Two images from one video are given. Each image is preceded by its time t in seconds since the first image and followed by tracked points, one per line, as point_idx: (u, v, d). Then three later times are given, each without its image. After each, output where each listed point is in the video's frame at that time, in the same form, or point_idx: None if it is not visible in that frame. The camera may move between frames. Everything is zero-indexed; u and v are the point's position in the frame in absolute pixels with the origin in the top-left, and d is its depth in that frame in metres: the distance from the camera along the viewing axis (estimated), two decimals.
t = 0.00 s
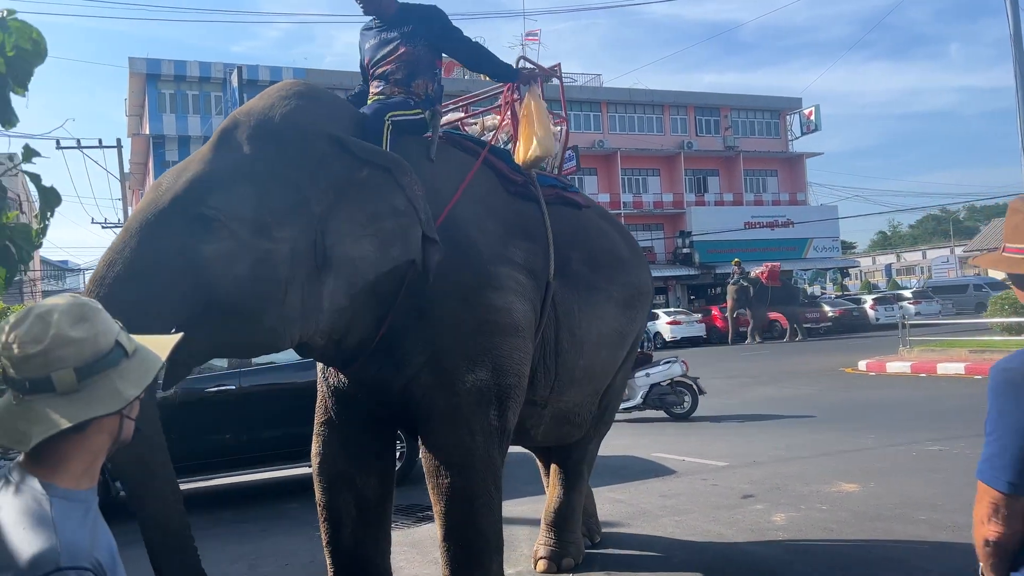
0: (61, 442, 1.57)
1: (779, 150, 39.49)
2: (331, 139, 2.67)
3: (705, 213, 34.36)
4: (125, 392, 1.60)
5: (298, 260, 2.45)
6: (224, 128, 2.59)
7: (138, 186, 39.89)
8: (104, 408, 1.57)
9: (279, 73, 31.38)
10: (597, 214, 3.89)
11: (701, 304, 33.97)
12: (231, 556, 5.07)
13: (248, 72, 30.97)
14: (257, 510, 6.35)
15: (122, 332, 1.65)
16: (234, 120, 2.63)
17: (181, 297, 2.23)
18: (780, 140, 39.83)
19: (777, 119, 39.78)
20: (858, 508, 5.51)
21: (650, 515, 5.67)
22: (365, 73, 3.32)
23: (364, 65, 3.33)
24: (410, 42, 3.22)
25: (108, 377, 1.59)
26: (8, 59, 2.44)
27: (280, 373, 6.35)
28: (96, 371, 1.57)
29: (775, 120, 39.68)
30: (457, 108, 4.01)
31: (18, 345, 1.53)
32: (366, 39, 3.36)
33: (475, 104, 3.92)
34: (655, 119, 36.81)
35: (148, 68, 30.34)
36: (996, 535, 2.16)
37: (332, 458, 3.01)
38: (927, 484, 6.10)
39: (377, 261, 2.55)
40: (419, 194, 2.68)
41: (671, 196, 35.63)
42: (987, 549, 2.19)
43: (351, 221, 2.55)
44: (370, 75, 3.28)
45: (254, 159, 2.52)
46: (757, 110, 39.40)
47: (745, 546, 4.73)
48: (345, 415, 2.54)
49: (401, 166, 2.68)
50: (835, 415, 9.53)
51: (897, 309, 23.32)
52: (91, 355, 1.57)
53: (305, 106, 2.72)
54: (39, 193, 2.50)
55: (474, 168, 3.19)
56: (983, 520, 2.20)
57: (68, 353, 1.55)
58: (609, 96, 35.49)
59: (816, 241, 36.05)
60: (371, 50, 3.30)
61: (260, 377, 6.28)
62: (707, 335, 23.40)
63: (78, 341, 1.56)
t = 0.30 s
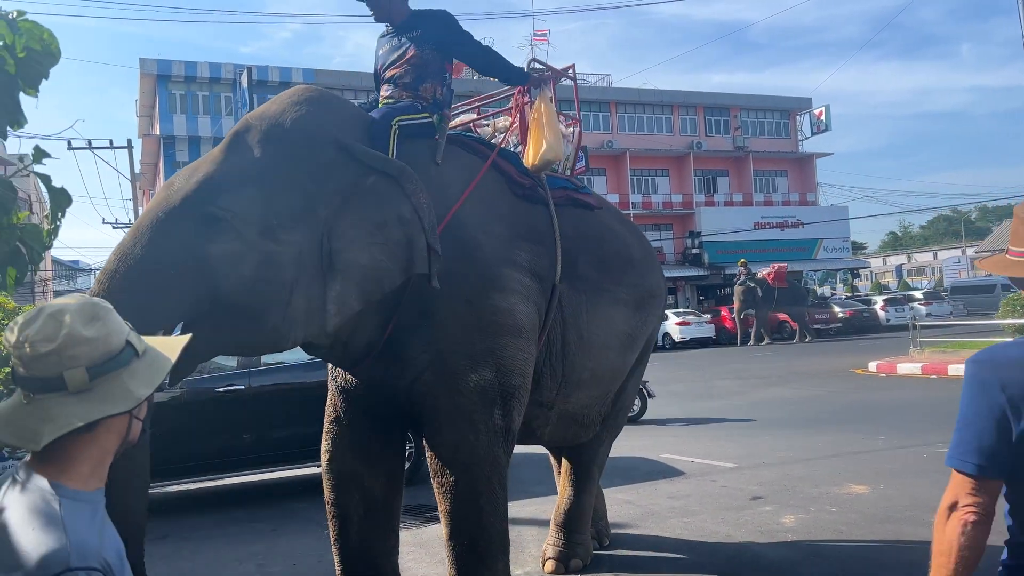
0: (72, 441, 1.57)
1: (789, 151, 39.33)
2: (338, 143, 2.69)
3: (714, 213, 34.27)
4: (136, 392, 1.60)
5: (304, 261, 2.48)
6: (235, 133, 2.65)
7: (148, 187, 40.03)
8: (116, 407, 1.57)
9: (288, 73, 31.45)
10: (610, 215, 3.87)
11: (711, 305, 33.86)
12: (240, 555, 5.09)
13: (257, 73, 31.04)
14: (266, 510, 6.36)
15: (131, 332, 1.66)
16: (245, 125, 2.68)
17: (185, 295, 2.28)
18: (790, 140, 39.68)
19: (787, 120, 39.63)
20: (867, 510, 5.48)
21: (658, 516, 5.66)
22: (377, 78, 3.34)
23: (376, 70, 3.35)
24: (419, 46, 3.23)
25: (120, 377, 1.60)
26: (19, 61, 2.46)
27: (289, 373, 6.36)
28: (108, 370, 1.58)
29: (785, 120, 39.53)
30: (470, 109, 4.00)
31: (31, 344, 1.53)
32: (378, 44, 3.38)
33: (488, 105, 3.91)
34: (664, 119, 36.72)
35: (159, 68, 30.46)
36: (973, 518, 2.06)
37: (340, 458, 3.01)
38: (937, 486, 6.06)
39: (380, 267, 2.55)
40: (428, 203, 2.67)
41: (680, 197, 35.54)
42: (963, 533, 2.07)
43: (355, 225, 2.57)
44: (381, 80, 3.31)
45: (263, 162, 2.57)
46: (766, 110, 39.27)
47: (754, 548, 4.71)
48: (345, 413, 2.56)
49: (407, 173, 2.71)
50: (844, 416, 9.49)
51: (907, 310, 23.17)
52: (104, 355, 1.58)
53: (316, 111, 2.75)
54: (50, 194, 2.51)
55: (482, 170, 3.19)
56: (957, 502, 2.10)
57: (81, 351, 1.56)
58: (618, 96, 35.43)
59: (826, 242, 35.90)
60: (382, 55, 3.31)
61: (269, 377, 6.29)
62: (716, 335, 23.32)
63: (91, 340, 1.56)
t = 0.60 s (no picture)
0: (77, 443, 1.57)
1: (796, 151, 39.21)
2: (356, 141, 2.69)
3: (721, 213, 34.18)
4: (142, 392, 1.60)
5: (318, 260, 2.48)
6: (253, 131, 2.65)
7: (155, 186, 40.12)
8: (121, 408, 1.57)
9: (296, 74, 31.47)
10: (622, 215, 3.86)
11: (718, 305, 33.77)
12: (247, 555, 5.10)
13: (265, 73, 31.11)
14: (272, 509, 6.38)
15: (136, 333, 1.66)
16: (262, 123, 2.68)
17: (201, 292, 2.30)
18: (798, 140, 39.55)
19: (794, 120, 39.50)
20: (875, 512, 5.46)
21: (665, 517, 5.64)
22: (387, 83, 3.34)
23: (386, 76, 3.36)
24: (426, 47, 3.23)
25: (125, 377, 1.60)
26: (28, 60, 2.46)
27: (294, 373, 6.33)
28: (114, 370, 1.58)
29: (792, 120, 39.40)
30: (483, 109, 3.98)
31: (36, 345, 1.53)
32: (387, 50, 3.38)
33: (501, 105, 3.91)
34: (671, 120, 36.64)
35: (167, 69, 30.55)
36: (951, 504, 2.08)
37: (351, 457, 3.01)
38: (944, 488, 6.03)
39: (395, 266, 2.54)
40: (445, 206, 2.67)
41: (687, 197, 35.46)
42: (942, 519, 2.09)
43: (372, 224, 2.56)
44: (391, 83, 3.30)
45: (280, 161, 2.57)
46: (774, 111, 39.14)
47: (761, 548, 4.69)
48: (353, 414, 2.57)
49: (425, 172, 2.70)
50: (852, 418, 9.45)
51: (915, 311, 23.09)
52: (109, 355, 1.58)
53: (334, 110, 2.76)
54: (60, 192, 2.50)
55: (494, 171, 3.18)
56: (937, 492, 2.12)
57: (87, 351, 1.55)
58: (625, 96, 35.38)
59: (834, 243, 35.77)
60: (391, 59, 3.31)
61: (274, 377, 6.28)
62: (723, 336, 23.26)
63: (97, 340, 1.56)
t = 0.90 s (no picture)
0: (85, 444, 1.58)
1: (802, 152, 39.11)
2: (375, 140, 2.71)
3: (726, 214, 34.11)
4: (150, 394, 1.61)
5: (335, 258, 2.51)
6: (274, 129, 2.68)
7: (160, 186, 40.18)
8: (129, 410, 1.58)
9: (301, 75, 31.44)
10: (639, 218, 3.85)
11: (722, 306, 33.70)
12: (251, 554, 5.11)
13: (270, 74, 31.14)
14: (278, 509, 6.39)
15: (145, 334, 1.67)
16: (284, 121, 2.71)
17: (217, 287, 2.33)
18: (803, 141, 39.45)
19: (800, 121, 39.40)
20: (881, 515, 5.44)
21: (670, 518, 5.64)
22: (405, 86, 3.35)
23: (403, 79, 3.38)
24: (441, 50, 3.23)
25: (132, 379, 1.60)
26: (38, 60, 2.47)
27: (300, 374, 6.33)
28: (122, 371, 1.58)
29: (798, 121, 39.30)
30: (504, 110, 3.96)
31: (45, 345, 1.54)
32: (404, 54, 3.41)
33: (521, 107, 3.89)
34: (676, 120, 36.55)
35: (172, 69, 30.60)
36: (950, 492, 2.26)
37: (365, 456, 3.02)
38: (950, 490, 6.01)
39: (414, 264, 2.55)
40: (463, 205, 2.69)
41: (692, 198, 35.40)
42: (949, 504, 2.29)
43: (389, 222, 2.59)
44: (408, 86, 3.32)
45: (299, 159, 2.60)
46: (779, 111, 39.04)
47: (766, 550, 4.68)
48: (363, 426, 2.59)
49: (443, 172, 2.71)
50: (856, 419, 9.43)
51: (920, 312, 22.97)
52: (117, 356, 1.58)
53: (354, 109, 2.77)
54: (68, 192, 2.52)
55: (512, 174, 3.17)
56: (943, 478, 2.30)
57: (94, 352, 1.56)
58: (630, 97, 35.34)
59: (839, 244, 35.67)
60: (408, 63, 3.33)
61: (280, 377, 6.29)
62: (728, 337, 23.20)
63: (105, 341, 1.56)
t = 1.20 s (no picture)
0: (92, 444, 1.57)
1: (806, 153, 39.02)
2: (399, 136, 2.73)
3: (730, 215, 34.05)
4: (157, 394, 1.60)
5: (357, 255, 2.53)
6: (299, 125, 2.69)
7: (165, 186, 40.21)
8: (135, 410, 1.57)
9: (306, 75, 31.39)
10: (664, 210, 3.83)
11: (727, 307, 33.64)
12: (256, 554, 5.11)
13: (275, 74, 31.14)
14: (283, 509, 6.39)
15: (152, 332, 1.66)
16: (308, 117, 2.72)
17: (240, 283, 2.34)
18: (808, 142, 39.36)
19: (805, 121, 39.30)
20: (887, 516, 5.42)
21: (676, 520, 5.62)
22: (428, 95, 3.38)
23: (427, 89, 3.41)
24: (457, 53, 3.26)
25: (139, 378, 1.59)
26: (44, 59, 2.47)
27: (305, 374, 6.37)
28: (128, 371, 1.58)
29: (803, 122, 39.20)
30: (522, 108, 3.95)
31: (50, 345, 1.53)
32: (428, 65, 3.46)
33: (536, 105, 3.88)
34: (681, 121, 36.43)
35: (178, 70, 30.63)
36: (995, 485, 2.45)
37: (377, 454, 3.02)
38: (956, 492, 5.98)
39: (438, 258, 2.60)
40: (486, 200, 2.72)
41: (697, 199, 35.34)
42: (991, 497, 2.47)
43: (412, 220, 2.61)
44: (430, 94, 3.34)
45: (324, 155, 2.60)
46: (784, 112, 38.95)
47: (772, 550, 4.67)
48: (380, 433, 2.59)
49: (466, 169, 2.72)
50: (861, 421, 9.40)
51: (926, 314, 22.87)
52: (123, 356, 1.57)
53: (378, 106, 2.77)
54: (75, 192, 2.52)
55: (529, 173, 3.16)
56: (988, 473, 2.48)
57: (101, 352, 1.55)
58: (634, 98, 35.28)
59: (844, 245, 35.59)
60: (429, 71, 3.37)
61: (286, 377, 6.31)
62: (733, 338, 23.16)
63: (110, 340, 1.55)
